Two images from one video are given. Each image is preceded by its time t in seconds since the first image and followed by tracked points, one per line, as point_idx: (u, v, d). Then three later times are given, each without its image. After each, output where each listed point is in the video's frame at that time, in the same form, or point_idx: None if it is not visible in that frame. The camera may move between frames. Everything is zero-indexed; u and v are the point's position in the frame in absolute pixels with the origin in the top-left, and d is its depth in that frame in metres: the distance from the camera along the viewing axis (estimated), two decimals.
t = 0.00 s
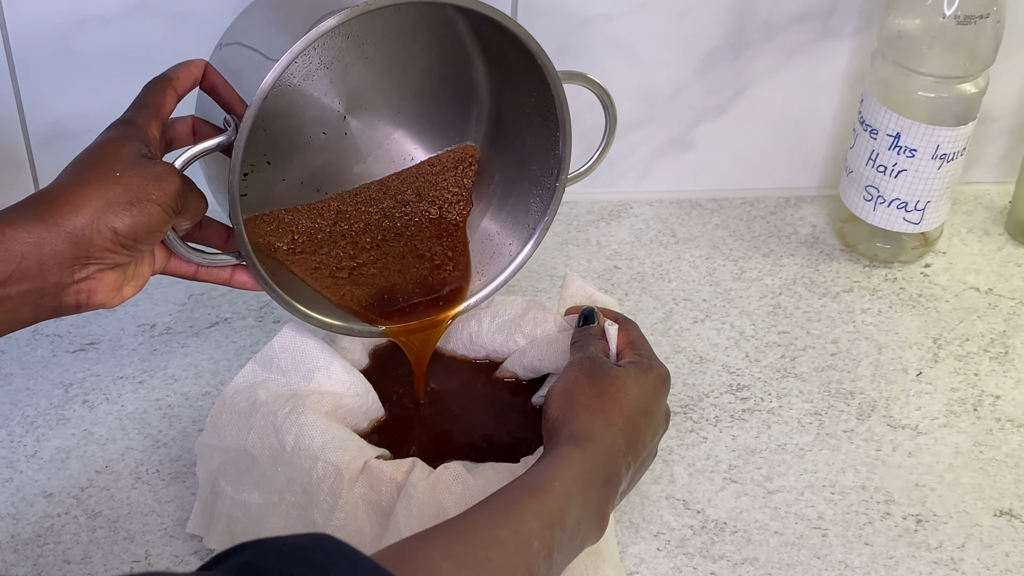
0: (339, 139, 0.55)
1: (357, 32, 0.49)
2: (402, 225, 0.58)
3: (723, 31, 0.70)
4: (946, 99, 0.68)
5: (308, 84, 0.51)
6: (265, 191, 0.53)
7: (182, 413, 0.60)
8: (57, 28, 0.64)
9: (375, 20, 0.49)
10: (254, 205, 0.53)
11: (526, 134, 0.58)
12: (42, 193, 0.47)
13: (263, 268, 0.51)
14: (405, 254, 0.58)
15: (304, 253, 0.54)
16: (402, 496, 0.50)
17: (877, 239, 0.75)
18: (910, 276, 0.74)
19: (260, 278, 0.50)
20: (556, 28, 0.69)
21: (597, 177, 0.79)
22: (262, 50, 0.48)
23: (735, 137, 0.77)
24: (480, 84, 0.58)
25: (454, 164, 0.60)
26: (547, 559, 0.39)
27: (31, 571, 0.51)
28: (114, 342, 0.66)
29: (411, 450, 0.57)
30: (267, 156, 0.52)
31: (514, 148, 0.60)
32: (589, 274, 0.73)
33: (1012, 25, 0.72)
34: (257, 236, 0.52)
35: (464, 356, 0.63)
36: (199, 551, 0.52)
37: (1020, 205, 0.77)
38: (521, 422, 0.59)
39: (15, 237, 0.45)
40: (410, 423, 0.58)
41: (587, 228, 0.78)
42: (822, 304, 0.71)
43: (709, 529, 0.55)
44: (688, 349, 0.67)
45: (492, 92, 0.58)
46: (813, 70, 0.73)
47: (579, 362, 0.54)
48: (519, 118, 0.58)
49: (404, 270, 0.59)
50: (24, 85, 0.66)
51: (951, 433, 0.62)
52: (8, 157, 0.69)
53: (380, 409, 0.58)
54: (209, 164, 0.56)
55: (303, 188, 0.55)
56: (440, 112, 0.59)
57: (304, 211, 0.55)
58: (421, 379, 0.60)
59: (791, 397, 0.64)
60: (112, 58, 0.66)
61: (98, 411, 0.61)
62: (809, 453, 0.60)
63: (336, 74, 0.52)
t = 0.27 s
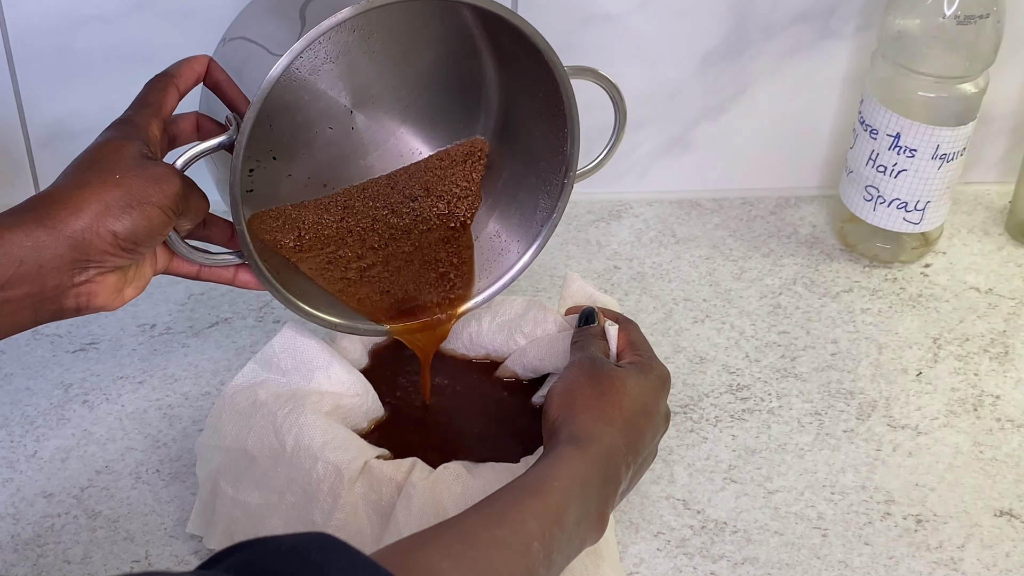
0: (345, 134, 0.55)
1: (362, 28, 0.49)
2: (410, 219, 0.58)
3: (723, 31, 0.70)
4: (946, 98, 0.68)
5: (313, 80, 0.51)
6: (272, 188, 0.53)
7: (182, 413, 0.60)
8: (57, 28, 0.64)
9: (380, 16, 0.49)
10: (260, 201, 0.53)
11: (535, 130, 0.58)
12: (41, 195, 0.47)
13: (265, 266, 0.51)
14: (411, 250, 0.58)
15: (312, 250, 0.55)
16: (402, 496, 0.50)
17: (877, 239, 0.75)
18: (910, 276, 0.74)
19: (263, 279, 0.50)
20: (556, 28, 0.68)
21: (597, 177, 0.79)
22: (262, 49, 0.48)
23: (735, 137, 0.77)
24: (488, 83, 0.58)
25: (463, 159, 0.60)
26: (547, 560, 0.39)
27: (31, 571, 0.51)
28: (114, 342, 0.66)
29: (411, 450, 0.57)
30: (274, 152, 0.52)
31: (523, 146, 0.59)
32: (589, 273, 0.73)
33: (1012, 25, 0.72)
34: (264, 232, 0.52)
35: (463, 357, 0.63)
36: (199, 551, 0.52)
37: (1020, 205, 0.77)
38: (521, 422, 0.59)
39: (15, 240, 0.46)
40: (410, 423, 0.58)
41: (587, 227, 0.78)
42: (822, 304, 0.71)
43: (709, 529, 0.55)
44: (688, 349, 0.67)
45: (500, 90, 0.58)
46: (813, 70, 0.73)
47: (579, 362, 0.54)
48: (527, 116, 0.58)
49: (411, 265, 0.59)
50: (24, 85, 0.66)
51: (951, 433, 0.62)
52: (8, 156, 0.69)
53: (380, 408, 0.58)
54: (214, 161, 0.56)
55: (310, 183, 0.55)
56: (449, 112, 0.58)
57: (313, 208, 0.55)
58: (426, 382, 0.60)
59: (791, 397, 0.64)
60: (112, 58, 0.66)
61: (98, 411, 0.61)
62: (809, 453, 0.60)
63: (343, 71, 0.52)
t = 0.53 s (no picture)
0: (347, 134, 0.55)
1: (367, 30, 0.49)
2: (411, 220, 0.58)
3: (723, 31, 0.70)
4: (946, 99, 0.68)
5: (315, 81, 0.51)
6: (273, 187, 0.53)
7: (182, 413, 0.60)
8: (57, 28, 0.64)
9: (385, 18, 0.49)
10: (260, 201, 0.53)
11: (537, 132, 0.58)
12: (41, 197, 0.47)
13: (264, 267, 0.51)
14: (413, 251, 0.58)
15: (314, 251, 0.55)
16: (402, 496, 0.50)
17: (877, 239, 0.75)
18: (910, 276, 0.74)
19: (262, 280, 0.50)
20: (556, 28, 0.68)
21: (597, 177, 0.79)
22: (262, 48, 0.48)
23: (735, 137, 0.77)
24: (491, 84, 0.57)
25: (465, 159, 0.60)
26: (546, 561, 0.39)
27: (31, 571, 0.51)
28: (114, 342, 0.66)
29: (411, 450, 0.57)
30: (275, 151, 0.52)
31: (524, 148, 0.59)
32: (589, 273, 0.73)
33: (1012, 25, 0.72)
34: (264, 232, 0.52)
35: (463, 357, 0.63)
36: (199, 551, 0.52)
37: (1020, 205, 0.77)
38: (521, 422, 0.59)
39: (14, 243, 0.46)
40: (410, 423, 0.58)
41: (587, 227, 0.78)
42: (822, 304, 0.71)
43: (709, 529, 0.55)
44: (688, 349, 0.67)
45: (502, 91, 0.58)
46: (813, 70, 0.73)
47: (579, 363, 0.54)
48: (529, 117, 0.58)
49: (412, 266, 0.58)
50: (25, 85, 0.66)
51: (952, 433, 0.62)
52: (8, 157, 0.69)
53: (380, 408, 0.58)
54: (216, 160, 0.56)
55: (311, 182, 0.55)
56: (450, 111, 0.58)
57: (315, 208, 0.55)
58: (426, 379, 0.60)
59: (791, 397, 0.64)
60: (112, 58, 0.66)
61: (98, 411, 0.61)
62: (810, 453, 0.60)
63: (345, 71, 0.52)
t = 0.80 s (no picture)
0: (344, 138, 0.55)
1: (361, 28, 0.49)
2: (408, 224, 0.59)
3: (724, 31, 0.70)
4: (946, 99, 0.68)
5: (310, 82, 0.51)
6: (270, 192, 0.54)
7: (182, 413, 0.60)
8: (57, 28, 0.64)
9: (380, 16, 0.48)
10: (257, 206, 0.53)
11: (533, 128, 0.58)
12: (38, 196, 0.47)
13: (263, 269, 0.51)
14: (410, 256, 0.59)
15: (311, 256, 0.55)
16: (402, 497, 0.50)
17: (877, 239, 0.76)
18: (910, 276, 0.74)
19: (260, 280, 0.50)
20: (556, 28, 0.68)
21: (597, 177, 0.79)
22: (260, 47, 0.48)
23: (735, 138, 0.77)
24: (486, 83, 0.57)
25: (462, 163, 0.60)
26: (546, 560, 0.39)
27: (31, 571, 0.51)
28: (114, 342, 0.66)
29: (411, 450, 0.57)
30: (271, 156, 0.52)
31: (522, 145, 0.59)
32: (589, 274, 0.73)
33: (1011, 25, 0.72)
34: (262, 237, 0.53)
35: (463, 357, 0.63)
36: (199, 551, 0.52)
37: (1020, 205, 0.77)
38: (521, 422, 0.59)
39: (11, 241, 0.46)
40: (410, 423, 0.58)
41: (587, 227, 0.78)
42: (822, 304, 0.71)
43: (709, 529, 0.55)
44: (688, 349, 0.67)
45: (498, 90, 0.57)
46: (813, 71, 0.73)
47: (579, 363, 0.54)
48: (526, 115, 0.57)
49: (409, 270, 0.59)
50: (24, 85, 0.66)
51: (952, 433, 0.62)
52: (8, 156, 0.69)
53: (380, 408, 0.58)
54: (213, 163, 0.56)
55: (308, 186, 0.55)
56: (446, 110, 0.58)
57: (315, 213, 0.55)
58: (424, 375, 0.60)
59: (791, 397, 0.64)
60: (112, 58, 0.66)
61: (98, 411, 0.61)
62: (810, 454, 0.60)
63: (341, 71, 0.51)
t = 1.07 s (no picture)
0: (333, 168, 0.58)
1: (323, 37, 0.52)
2: (399, 253, 0.62)
3: (724, 31, 0.70)
4: (946, 98, 0.68)
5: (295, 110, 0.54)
6: (264, 224, 0.56)
7: (182, 413, 0.60)
8: (57, 28, 0.64)
9: (336, 21, 0.52)
10: (252, 236, 0.55)
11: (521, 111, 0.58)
12: (32, 173, 0.48)
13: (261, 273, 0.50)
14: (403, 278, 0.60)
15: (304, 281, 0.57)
16: (403, 497, 0.50)
17: (877, 239, 0.76)
18: (910, 276, 0.74)
19: (261, 286, 0.49)
20: (556, 28, 0.68)
21: (598, 177, 0.79)
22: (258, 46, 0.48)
23: (735, 138, 0.77)
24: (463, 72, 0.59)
25: (451, 195, 0.62)
26: (547, 557, 0.39)
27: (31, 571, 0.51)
28: (114, 342, 0.66)
29: (411, 451, 0.57)
30: (262, 186, 0.55)
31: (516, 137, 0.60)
32: (589, 274, 0.73)
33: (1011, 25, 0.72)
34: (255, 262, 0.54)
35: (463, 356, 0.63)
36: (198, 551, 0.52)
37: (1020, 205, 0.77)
38: (522, 422, 0.58)
39: None
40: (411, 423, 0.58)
41: (587, 228, 0.78)
42: (822, 304, 0.71)
43: (709, 529, 0.55)
44: (688, 349, 0.67)
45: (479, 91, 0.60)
46: (813, 71, 0.73)
47: (580, 362, 0.54)
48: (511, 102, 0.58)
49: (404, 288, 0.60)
50: (24, 85, 0.66)
51: (952, 433, 0.62)
52: (9, 156, 0.69)
53: (380, 408, 0.58)
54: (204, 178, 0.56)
55: (303, 223, 0.58)
56: (435, 125, 0.61)
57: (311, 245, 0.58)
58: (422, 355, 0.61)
59: (791, 397, 0.64)
60: (112, 58, 0.66)
61: (98, 411, 0.61)
62: (810, 453, 0.60)
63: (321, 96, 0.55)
